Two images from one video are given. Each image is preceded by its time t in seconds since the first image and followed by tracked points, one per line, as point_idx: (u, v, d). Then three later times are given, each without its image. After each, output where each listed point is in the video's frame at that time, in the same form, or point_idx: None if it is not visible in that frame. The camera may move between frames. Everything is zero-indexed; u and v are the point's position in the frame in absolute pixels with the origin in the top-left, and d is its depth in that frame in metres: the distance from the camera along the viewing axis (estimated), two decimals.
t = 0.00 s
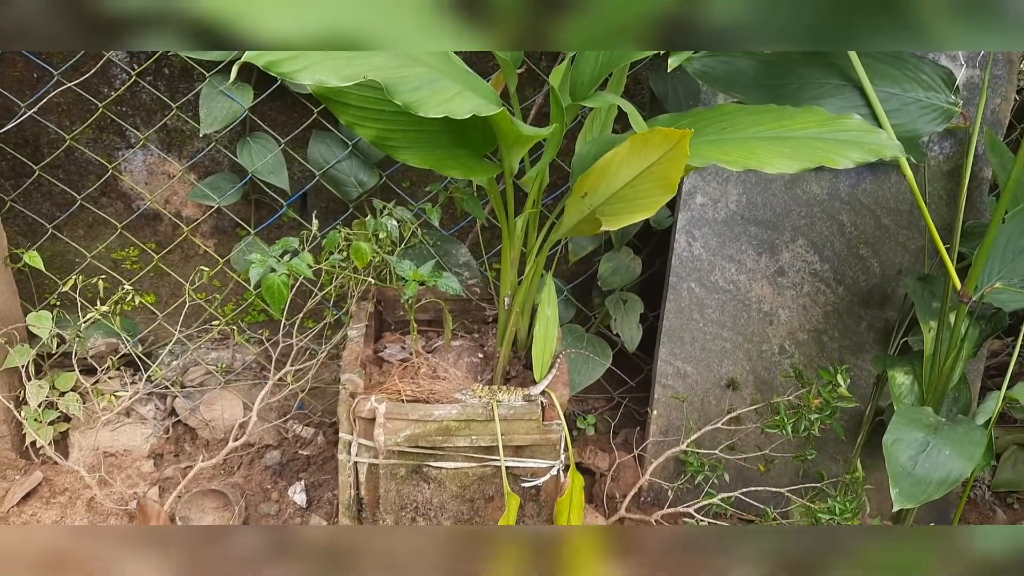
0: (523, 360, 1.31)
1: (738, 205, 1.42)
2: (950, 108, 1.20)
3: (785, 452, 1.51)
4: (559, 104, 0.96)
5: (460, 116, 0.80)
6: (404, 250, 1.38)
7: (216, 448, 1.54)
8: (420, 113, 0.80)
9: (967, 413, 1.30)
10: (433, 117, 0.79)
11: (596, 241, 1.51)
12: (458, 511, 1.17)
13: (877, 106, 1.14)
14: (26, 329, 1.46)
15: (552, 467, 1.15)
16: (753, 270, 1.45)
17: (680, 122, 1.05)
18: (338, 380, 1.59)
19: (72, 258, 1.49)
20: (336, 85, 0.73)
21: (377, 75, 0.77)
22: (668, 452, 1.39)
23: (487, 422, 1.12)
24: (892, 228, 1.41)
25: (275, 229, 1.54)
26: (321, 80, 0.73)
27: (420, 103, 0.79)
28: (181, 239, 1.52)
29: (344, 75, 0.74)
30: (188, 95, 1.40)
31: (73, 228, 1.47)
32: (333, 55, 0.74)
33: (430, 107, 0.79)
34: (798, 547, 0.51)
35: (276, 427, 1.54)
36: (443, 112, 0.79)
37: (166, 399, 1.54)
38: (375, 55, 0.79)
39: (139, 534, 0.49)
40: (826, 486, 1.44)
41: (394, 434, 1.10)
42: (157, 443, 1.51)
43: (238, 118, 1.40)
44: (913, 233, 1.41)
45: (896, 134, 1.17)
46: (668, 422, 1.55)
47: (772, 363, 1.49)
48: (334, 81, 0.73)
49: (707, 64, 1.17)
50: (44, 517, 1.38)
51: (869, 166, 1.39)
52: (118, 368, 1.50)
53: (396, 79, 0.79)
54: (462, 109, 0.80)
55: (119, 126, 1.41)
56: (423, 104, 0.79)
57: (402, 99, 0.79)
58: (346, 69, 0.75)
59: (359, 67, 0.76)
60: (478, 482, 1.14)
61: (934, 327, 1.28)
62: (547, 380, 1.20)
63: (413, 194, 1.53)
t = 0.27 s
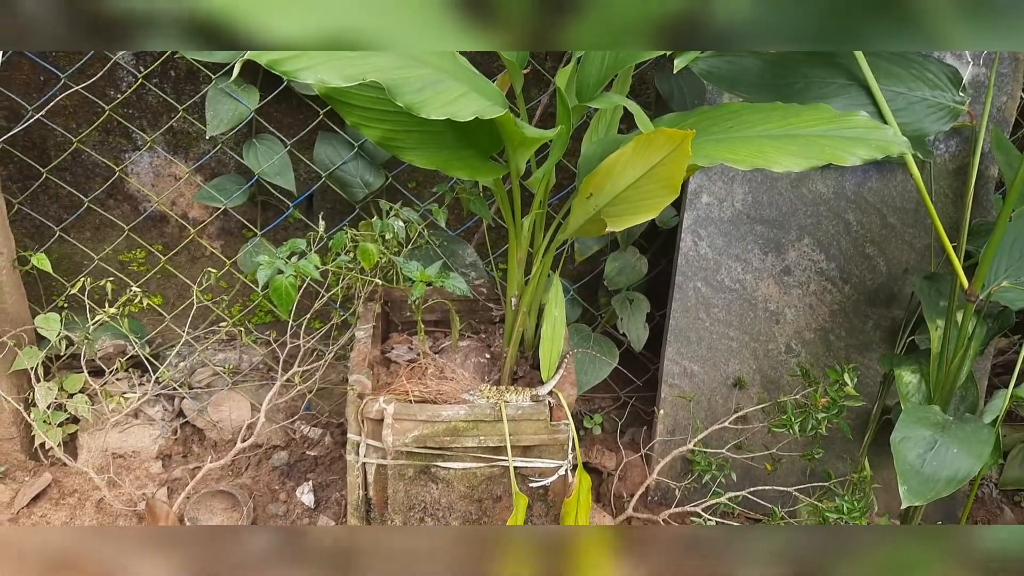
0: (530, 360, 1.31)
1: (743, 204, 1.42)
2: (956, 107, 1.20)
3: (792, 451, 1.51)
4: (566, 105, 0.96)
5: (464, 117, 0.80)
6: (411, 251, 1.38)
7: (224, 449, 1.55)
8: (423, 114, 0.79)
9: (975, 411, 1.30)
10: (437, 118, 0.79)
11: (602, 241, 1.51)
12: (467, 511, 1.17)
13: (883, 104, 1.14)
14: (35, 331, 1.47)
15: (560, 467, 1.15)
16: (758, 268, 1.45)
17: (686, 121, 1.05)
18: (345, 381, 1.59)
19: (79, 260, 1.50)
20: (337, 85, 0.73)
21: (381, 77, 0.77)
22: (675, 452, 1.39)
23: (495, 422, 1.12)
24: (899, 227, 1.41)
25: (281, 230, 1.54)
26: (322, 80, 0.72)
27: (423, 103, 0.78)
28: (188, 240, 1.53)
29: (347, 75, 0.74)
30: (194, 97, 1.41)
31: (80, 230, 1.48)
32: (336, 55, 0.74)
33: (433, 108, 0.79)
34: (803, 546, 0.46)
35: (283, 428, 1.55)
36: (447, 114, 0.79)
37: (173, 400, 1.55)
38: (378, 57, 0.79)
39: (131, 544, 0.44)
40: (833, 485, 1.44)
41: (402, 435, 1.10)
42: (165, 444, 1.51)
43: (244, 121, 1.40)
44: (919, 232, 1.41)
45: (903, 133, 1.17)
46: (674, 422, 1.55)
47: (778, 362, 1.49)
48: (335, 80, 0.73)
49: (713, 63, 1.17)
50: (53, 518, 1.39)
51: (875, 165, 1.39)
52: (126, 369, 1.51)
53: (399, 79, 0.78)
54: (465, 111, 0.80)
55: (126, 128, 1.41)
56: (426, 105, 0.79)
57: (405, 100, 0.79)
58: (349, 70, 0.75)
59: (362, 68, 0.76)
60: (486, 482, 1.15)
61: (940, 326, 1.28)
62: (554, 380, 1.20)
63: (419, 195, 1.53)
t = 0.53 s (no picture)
0: (536, 366, 1.31)
1: (749, 210, 1.42)
2: (962, 112, 1.19)
3: (799, 456, 1.51)
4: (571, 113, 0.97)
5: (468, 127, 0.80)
6: (417, 258, 1.39)
7: (231, 456, 1.55)
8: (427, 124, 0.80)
9: (982, 416, 1.30)
10: (440, 128, 0.80)
11: (608, 247, 1.51)
12: (473, 518, 1.17)
13: (889, 111, 1.14)
14: (43, 339, 1.48)
15: (566, 473, 1.15)
16: (764, 274, 1.45)
17: (692, 129, 1.05)
18: (351, 388, 1.60)
19: (87, 268, 1.51)
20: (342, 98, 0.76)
21: (386, 89, 0.78)
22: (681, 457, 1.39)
23: (502, 428, 1.12)
24: (904, 232, 1.42)
25: (287, 237, 1.55)
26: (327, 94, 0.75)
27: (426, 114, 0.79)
28: (194, 248, 1.53)
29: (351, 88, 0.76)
30: (201, 105, 1.42)
31: (88, 238, 1.49)
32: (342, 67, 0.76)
33: (436, 119, 0.80)
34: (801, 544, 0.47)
35: (290, 434, 1.55)
36: (450, 124, 0.80)
37: (180, 407, 1.55)
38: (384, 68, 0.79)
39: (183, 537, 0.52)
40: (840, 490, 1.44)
41: (409, 442, 1.10)
42: (172, 451, 1.51)
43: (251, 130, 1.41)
44: (925, 237, 1.41)
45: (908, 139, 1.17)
46: (680, 427, 1.54)
47: (784, 367, 1.49)
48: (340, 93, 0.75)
49: (719, 70, 1.18)
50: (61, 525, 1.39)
51: (881, 171, 1.40)
52: (133, 377, 1.51)
53: (404, 90, 0.79)
54: (469, 120, 0.80)
55: (133, 137, 1.42)
56: (430, 116, 0.80)
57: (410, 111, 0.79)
58: (353, 82, 0.77)
59: (365, 81, 0.78)
60: (493, 489, 1.15)
61: (947, 330, 1.28)
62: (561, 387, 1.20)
63: (425, 202, 1.54)
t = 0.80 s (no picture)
0: (542, 394, 1.32)
1: (753, 238, 1.43)
2: (964, 141, 1.22)
3: (806, 485, 1.50)
4: (577, 142, 0.98)
5: (489, 153, 0.81)
6: (423, 286, 1.40)
7: (236, 484, 1.56)
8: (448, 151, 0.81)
9: (989, 445, 1.29)
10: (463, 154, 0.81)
11: (612, 274, 1.52)
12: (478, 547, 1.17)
13: (892, 141, 1.16)
14: (50, 367, 1.49)
15: (572, 502, 1.15)
16: (769, 302, 1.46)
17: (697, 158, 1.07)
18: (357, 416, 1.60)
19: (95, 296, 1.52)
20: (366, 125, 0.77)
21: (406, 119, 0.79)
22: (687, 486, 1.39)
23: (508, 457, 1.12)
24: (908, 259, 1.44)
25: (294, 265, 1.56)
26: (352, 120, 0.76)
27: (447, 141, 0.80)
28: (201, 276, 1.55)
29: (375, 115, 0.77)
30: (210, 136, 1.44)
31: (96, 267, 1.50)
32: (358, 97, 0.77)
33: (458, 145, 0.81)
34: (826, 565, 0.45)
35: (295, 463, 1.55)
36: (470, 149, 0.81)
37: (186, 435, 1.56)
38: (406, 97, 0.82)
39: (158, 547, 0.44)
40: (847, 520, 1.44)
41: (415, 470, 1.10)
42: (177, 479, 1.51)
43: (258, 159, 1.44)
44: (929, 265, 1.43)
45: (911, 168, 1.18)
46: (686, 456, 1.53)
47: (790, 396, 1.49)
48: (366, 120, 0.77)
49: (723, 101, 1.20)
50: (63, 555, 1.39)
51: (885, 200, 1.42)
52: (139, 405, 1.52)
53: (424, 118, 0.81)
54: (491, 145, 0.81)
55: (142, 167, 1.45)
56: (451, 143, 0.81)
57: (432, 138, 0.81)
58: (378, 110, 0.78)
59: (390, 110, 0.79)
60: (499, 517, 1.15)
61: (953, 359, 1.27)
62: (567, 415, 1.20)
63: (430, 230, 1.55)
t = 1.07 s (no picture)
0: (550, 407, 1.31)
1: (761, 250, 1.44)
2: (974, 154, 1.22)
3: (815, 498, 1.49)
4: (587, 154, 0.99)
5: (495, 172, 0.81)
6: (430, 297, 1.40)
7: (242, 496, 1.55)
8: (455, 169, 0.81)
9: (1000, 458, 1.29)
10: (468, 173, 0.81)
11: (619, 286, 1.52)
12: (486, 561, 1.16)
13: (901, 153, 1.15)
14: (57, 378, 1.49)
15: (581, 515, 1.14)
16: (777, 314, 1.46)
17: (706, 170, 1.08)
18: (363, 428, 1.59)
19: (102, 307, 1.52)
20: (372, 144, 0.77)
21: (419, 136, 0.80)
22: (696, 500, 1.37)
23: (516, 469, 1.12)
24: (916, 272, 1.44)
25: (301, 276, 1.56)
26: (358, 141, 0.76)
27: (454, 160, 0.80)
28: (209, 287, 1.55)
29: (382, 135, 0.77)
30: (218, 147, 1.45)
31: (103, 278, 1.51)
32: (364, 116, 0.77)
33: (466, 163, 0.81)
34: None
35: (301, 475, 1.54)
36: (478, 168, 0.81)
37: (192, 446, 1.55)
38: (412, 115, 0.82)
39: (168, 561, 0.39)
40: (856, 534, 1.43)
41: (423, 483, 1.09)
42: (183, 491, 1.50)
43: (266, 171, 1.44)
44: (937, 277, 1.43)
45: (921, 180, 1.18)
46: (695, 468, 1.52)
47: (798, 409, 1.49)
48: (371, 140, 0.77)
49: (732, 113, 1.21)
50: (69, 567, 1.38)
51: (893, 213, 1.43)
52: (146, 416, 1.52)
53: (431, 137, 0.81)
54: (496, 165, 0.82)
55: (150, 178, 1.45)
56: (457, 161, 0.81)
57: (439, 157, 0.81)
58: (387, 130, 0.78)
59: (397, 127, 0.79)
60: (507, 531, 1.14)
61: (962, 372, 1.27)
62: (575, 427, 1.21)
63: (438, 241, 1.56)
